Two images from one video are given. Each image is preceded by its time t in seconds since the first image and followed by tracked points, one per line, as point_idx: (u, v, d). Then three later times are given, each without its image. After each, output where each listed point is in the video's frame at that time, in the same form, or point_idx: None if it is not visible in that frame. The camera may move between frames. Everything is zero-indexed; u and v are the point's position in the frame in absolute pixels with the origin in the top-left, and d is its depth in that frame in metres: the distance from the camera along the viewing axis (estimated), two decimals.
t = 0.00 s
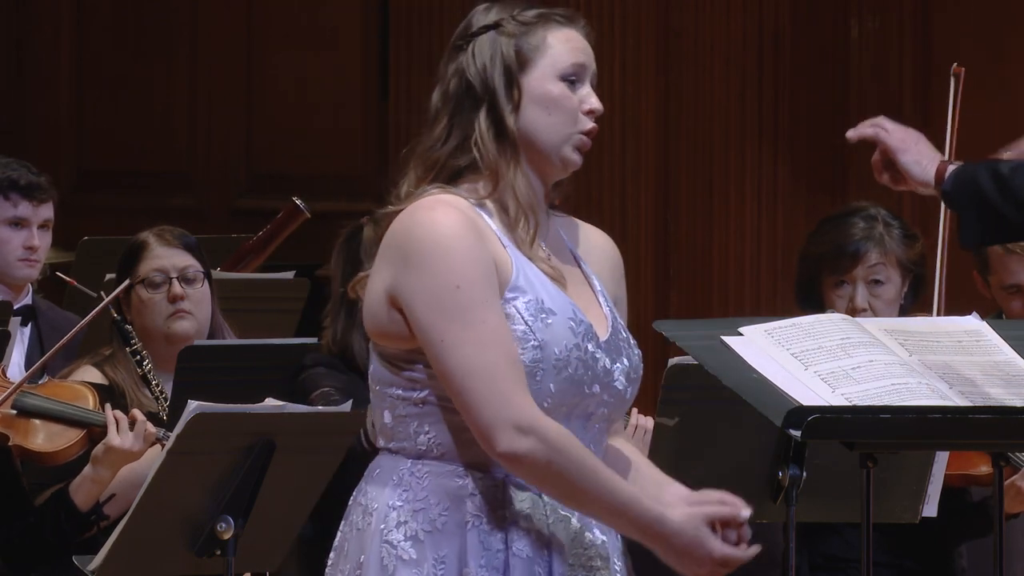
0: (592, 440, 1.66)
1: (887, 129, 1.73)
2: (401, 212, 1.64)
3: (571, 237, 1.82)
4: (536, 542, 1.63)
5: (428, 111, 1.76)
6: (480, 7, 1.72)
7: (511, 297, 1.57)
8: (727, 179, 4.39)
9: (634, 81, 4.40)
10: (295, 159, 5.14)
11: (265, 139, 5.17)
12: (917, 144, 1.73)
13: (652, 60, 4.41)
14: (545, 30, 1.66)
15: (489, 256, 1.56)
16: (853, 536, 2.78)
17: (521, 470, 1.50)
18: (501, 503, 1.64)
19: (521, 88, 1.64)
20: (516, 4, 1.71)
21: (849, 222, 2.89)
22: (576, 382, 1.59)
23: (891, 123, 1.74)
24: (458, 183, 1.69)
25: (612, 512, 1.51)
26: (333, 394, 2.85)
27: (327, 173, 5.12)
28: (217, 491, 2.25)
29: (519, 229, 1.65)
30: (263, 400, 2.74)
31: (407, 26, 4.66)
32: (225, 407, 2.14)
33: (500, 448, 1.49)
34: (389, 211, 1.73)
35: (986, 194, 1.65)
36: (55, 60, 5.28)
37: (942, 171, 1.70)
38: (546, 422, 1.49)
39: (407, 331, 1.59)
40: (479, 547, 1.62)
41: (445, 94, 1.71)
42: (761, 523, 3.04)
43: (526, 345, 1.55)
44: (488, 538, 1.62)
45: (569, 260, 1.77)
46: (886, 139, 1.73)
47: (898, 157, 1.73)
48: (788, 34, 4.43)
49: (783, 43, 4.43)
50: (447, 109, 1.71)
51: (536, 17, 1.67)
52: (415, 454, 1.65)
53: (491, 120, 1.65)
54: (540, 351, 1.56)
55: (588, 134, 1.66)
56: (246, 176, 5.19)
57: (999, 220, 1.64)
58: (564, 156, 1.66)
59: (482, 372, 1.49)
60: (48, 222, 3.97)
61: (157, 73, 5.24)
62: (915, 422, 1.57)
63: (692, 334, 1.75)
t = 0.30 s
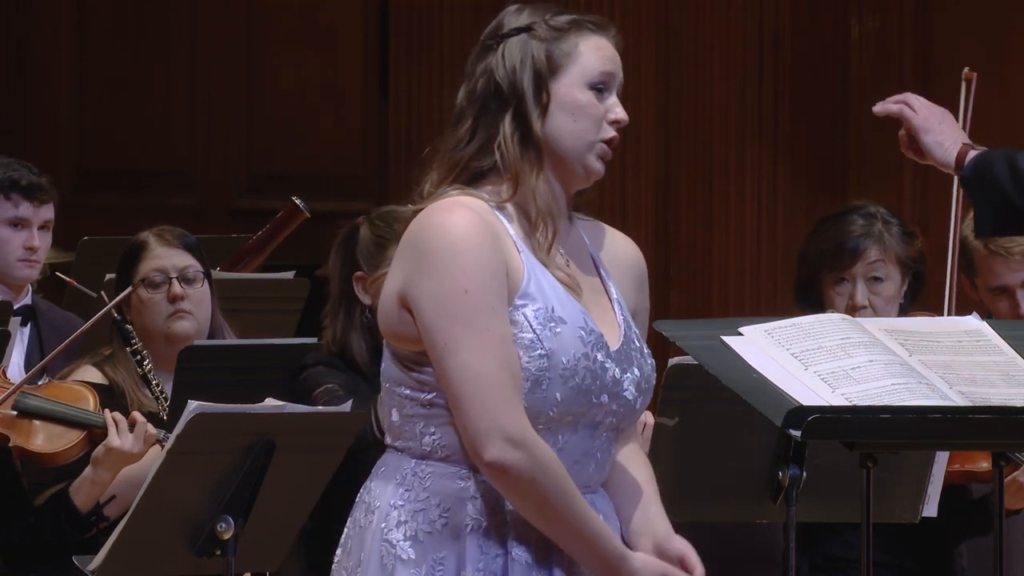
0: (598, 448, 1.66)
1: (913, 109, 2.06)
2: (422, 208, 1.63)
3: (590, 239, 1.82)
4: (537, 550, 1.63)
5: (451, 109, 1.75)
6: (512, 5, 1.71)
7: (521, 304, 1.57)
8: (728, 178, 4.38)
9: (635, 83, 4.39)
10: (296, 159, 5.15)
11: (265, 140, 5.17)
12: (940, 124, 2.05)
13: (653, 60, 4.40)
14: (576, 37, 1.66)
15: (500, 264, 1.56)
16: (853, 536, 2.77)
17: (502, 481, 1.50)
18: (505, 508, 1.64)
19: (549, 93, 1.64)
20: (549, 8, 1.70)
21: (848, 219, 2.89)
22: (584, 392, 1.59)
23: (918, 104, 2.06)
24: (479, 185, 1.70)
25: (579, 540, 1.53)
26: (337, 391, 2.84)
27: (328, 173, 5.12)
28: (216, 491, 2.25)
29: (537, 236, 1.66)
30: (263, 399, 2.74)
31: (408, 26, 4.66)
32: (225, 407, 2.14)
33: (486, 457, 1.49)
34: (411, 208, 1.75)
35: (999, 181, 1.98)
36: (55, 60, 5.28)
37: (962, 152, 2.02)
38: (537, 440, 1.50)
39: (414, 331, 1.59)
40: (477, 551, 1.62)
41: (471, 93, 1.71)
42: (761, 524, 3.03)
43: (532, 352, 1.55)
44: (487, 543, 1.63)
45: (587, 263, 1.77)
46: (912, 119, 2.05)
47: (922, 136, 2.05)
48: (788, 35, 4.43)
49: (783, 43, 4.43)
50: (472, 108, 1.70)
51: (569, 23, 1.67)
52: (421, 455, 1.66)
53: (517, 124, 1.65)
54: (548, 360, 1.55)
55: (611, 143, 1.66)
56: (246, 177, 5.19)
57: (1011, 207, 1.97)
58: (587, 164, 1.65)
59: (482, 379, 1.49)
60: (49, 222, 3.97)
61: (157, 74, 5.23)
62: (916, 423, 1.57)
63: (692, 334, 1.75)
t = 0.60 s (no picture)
0: (585, 448, 1.68)
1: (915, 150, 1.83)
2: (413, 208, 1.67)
3: (585, 240, 1.82)
4: (517, 548, 1.65)
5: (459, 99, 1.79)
6: (533, 3, 1.72)
7: (504, 305, 1.60)
8: (728, 178, 4.38)
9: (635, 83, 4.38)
10: (296, 159, 5.15)
11: (265, 140, 5.17)
12: (945, 161, 1.83)
13: (654, 59, 4.40)
14: (584, 48, 1.67)
15: (482, 266, 1.58)
16: (854, 537, 2.77)
17: (476, 481, 1.53)
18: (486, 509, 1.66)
19: (546, 102, 1.66)
20: (567, 12, 1.71)
21: (844, 236, 2.88)
22: (568, 393, 1.61)
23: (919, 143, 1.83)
24: (472, 186, 1.73)
25: (553, 540, 1.56)
26: (337, 396, 2.79)
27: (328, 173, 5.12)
28: (216, 491, 2.25)
29: (530, 239, 1.70)
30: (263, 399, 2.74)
31: (408, 26, 4.66)
32: (226, 407, 2.14)
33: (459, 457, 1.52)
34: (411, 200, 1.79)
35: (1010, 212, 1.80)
36: (55, 60, 5.28)
37: (970, 189, 1.80)
38: (510, 441, 1.53)
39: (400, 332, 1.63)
40: (458, 550, 1.64)
41: (475, 88, 1.74)
42: (761, 524, 3.04)
43: (515, 353, 1.58)
44: (467, 542, 1.65)
45: (580, 265, 1.79)
46: (915, 162, 1.82)
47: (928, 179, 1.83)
48: (788, 35, 4.43)
49: (783, 43, 4.43)
50: (474, 104, 1.73)
51: (581, 32, 1.67)
52: (406, 453, 1.69)
53: (512, 128, 1.68)
54: (530, 360, 1.58)
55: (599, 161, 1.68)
56: (246, 177, 5.19)
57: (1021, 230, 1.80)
58: (570, 179, 1.67)
59: (456, 380, 1.52)
60: (49, 222, 3.97)
61: (157, 73, 5.23)
62: (915, 423, 1.57)
63: (692, 334, 1.76)
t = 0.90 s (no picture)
0: (556, 440, 1.65)
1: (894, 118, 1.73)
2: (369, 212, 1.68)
3: (552, 236, 1.82)
4: (489, 539, 1.63)
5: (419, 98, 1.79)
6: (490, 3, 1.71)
7: (463, 298, 1.59)
8: (727, 179, 4.38)
9: (634, 84, 4.38)
10: (295, 158, 5.14)
11: (265, 139, 5.17)
12: (927, 123, 1.72)
13: (653, 57, 4.40)
14: (535, 46, 1.65)
15: (438, 258, 1.58)
16: (852, 537, 2.77)
17: (442, 473, 1.53)
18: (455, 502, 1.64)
19: (497, 101, 1.65)
20: (521, 8, 1.69)
21: (842, 249, 2.87)
22: (531, 382, 1.59)
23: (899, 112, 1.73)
24: (432, 185, 1.72)
25: (526, 524, 1.54)
26: (336, 399, 2.81)
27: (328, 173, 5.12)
28: (216, 491, 2.25)
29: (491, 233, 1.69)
30: (263, 399, 2.74)
31: (407, 26, 4.65)
32: (226, 407, 2.13)
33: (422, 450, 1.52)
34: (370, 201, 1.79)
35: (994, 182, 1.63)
36: (55, 60, 5.28)
37: (956, 144, 1.68)
38: (471, 429, 1.52)
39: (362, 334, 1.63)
40: (428, 545, 1.63)
41: (431, 89, 1.74)
42: (761, 524, 3.04)
43: (474, 344, 1.56)
44: (436, 536, 1.63)
45: (548, 258, 1.77)
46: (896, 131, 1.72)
47: (912, 139, 1.71)
48: (788, 35, 4.43)
49: (783, 43, 4.42)
50: (431, 102, 1.74)
51: (534, 29, 1.66)
52: (374, 451, 1.68)
53: (465, 127, 1.68)
54: (489, 351, 1.57)
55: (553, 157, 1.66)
56: (246, 176, 5.18)
57: (1005, 199, 1.64)
58: (524, 175, 1.67)
59: (413, 373, 1.52)
60: (47, 221, 3.96)
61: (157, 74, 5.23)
62: (916, 422, 1.57)
63: (692, 334, 1.76)
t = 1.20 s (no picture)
0: (522, 433, 1.67)
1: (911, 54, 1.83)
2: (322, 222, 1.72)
3: (512, 232, 1.83)
4: (458, 535, 1.66)
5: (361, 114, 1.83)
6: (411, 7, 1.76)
7: (415, 295, 1.62)
8: (727, 179, 4.37)
9: (634, 83, 4.35)
10: (295, 158, 5.13)
11: (265, 139, 5.16)
12: (943, 61, 1.83)
13: (653, 56, 4.37)
14: (457, 35, 1.69)
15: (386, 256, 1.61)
16: (851, 536, 2.78)
17: (404, 468, 1.54)
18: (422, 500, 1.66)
19: (427, 95, 1.69)
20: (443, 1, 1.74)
21: (841, 242, 2.88)
22: (490, 375, 1.61)
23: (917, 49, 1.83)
24: (379, 188, 1.75)
25: (491, 508, 1.55)
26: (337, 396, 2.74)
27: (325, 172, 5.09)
28: (216, 491, 2.25)
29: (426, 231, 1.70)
30: (263, 400, 2.73)
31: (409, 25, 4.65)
32: (225, 407, 2.13)
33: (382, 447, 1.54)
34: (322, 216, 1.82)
35: (988, 127, 1.76)
36: (55, 60, 5.23)
37: (967, 89, 1.81)
38: (426, 421, 1.54)
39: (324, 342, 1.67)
40: (396, 542, 1.64)
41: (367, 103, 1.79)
42: (761, 525, 3.04)
43: (429, 339, 1.59)
44: (405, 533, 1.64)
45: (506, 251, 1.78)
46: (910, 66, 1.83)
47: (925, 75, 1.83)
48: (788, 35, 4.45)
49: (783, 43, 4.44)
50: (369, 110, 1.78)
51: (454, 19, 1.70)
52: (342, 452, 1.69)
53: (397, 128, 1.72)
54: (444, 345, 1.59)
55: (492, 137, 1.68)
56: (246, 176, 5.17)
57: (997, 155, 1.77)
58: (465, 166, 1.69)
59: (366, 372, 1.55)
60: (44, 219, 3.95)
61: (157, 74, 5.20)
62: (916, 422, 1.57)
63: (692, 334, 1.76)
